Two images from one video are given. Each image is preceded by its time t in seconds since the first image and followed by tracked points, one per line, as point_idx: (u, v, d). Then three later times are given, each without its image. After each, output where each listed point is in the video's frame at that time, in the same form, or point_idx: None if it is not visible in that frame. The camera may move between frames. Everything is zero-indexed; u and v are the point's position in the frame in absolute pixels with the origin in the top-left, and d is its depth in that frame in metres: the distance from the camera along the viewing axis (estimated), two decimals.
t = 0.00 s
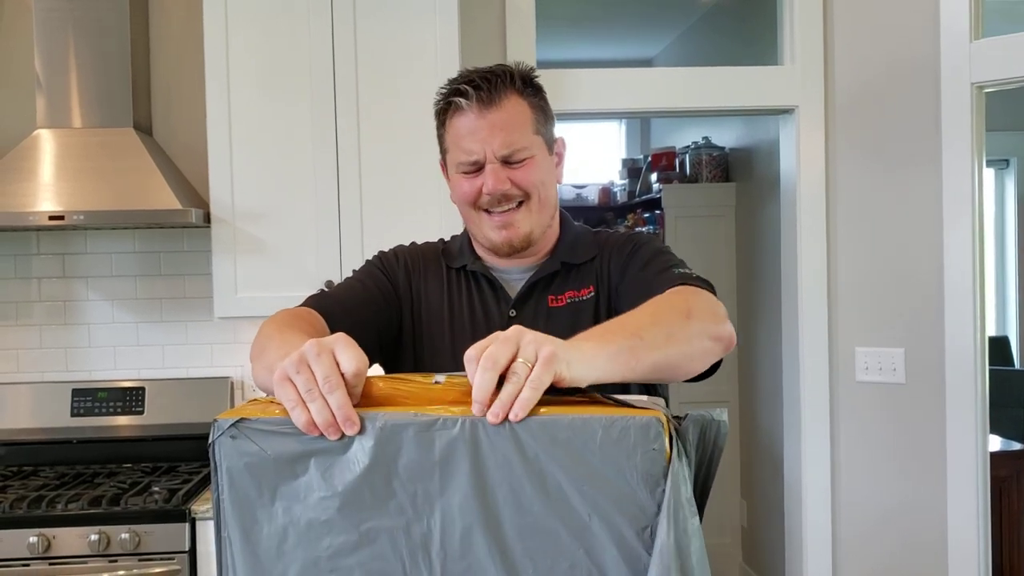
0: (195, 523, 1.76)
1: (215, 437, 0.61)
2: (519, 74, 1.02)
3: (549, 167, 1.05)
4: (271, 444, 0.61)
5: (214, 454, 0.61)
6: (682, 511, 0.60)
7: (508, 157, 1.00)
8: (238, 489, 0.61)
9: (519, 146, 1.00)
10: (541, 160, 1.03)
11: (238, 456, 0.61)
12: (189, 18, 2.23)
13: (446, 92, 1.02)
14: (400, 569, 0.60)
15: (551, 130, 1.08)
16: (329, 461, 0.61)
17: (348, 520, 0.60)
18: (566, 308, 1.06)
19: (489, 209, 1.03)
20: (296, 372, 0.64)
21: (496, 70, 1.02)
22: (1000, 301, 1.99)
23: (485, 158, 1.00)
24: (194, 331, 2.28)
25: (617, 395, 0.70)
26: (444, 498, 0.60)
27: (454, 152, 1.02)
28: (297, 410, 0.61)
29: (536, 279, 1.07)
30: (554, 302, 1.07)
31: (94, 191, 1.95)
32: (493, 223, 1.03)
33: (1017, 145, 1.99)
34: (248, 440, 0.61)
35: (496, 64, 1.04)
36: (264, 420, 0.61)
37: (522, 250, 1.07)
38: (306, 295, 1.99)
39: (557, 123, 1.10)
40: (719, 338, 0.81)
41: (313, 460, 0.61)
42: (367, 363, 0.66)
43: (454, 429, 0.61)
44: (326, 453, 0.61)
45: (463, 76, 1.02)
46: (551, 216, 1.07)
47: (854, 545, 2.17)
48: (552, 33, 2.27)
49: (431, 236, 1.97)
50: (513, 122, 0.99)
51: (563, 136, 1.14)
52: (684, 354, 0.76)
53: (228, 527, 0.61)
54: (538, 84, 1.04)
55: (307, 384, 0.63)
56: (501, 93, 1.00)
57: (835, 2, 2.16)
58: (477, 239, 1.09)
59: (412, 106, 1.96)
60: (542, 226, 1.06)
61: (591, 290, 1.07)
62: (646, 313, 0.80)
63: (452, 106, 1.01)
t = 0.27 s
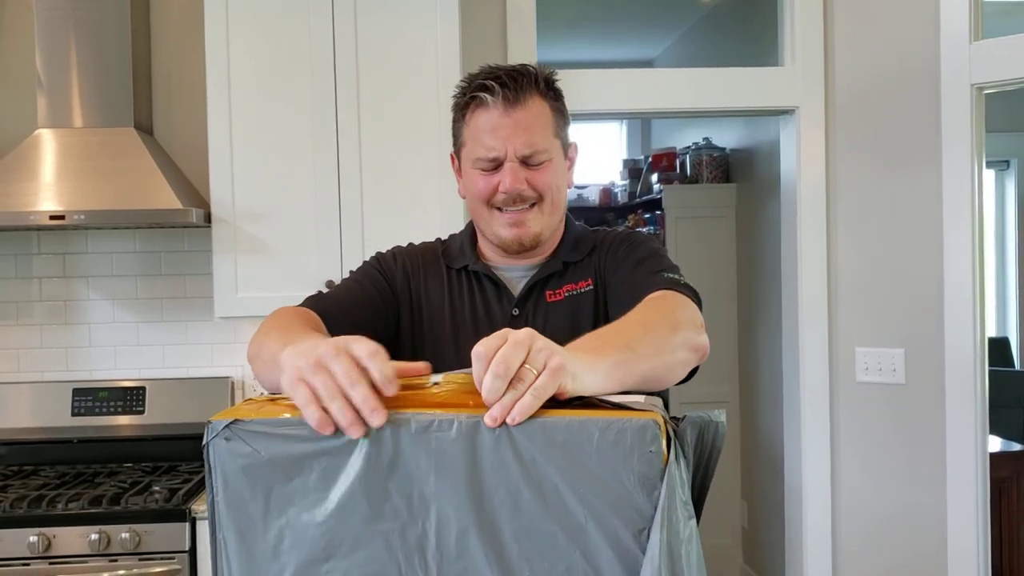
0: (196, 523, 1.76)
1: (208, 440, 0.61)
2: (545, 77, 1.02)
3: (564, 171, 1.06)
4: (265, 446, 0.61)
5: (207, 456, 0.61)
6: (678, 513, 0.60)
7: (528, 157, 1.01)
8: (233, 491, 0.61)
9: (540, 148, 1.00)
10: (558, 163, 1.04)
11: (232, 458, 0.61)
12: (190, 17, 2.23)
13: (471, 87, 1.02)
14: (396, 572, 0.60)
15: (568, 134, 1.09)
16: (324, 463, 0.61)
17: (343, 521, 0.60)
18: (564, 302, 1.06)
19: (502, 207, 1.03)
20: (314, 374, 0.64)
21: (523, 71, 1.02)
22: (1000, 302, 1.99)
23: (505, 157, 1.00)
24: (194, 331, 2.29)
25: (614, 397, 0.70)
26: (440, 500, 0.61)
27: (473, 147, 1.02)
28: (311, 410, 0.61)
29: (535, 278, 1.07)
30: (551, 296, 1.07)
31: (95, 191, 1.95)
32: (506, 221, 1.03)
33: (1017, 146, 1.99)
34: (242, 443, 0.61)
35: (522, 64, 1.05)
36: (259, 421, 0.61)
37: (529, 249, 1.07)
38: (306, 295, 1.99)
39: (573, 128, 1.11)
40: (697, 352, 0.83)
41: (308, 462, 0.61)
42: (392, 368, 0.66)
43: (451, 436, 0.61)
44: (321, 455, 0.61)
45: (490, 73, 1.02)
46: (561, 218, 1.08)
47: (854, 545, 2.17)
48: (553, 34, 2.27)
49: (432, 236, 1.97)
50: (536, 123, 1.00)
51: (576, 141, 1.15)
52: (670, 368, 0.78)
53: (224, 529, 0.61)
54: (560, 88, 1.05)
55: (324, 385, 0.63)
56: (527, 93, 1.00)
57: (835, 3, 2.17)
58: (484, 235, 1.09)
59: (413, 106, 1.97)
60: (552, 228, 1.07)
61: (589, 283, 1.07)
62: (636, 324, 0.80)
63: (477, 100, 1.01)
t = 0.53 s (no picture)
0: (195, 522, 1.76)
1: (202, 441, 0.60)
2: (545, 75, 1.02)
3: (566, 170, 1.06)
4: (259, 447, 0.60)
5: (200, 457, 0.60)
6: (682, 503, 0.61)
7: (528, 156, 1.00)
8: (227, 493, 0.60)
9: (540, 146, 1.00)
10: (559, 162, 1.03)
11: (225, 459, 0.60)
12: (191, 17, 2.23)
13: (471, 86, 1.02)
14: (398, 570, 0.60)
15: (569, 133, 1.08)
16: (320, 463, 0.60)
17: (343, 520, 0.60)
18: (574, 304, 1.06)
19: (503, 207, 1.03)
20: (377, 381, 0.63)
21: (523, 70, 1.02)
22: (1001, 303, 1.99)
23: (505, 156, 1.00)
24: (194, 330, 2.28)
25: (614, 395, 0.70)
26: (442, 496, 0.61)
27: (474, 147, 1.02)
28: (377, 416, 0.61)
29: (543, 277, 1.07)
30: (561, 297, 1.06)
31: (95, 190, 1.95)
32: (507, 221, 1.03)
33: (1018, 148, 1.99)
34: (235, 444, 0.60)
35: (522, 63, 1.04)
36: (253, 421, 0.61)
37: (532, 249, 1.07)
38: (306, 294, 1.99)
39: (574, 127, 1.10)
40: (712, 347, 0.82)
41: (304, 461, 0.60)
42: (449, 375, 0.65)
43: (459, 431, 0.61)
44: (318, 453, 0.60)
45: (490, 72, 1.02)
46: (563, 218, 1.08)
47: (854, 546, 2.17)
48: (553, 34, 2.27)
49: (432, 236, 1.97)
50: (536, 122, 1.00)
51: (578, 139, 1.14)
52: (679, 361, 0.77)
53: (216, 532, 0.60)
54: (560, 86, 1.04)
55: (389, 393, 0.62)
56: (527, 92, 1.00)
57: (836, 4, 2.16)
58: (487, 237, 1.09)
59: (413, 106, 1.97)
60: (554, 228, 1.06)
61: (598, 285, 1.07)
62: (647, 315, 0.80)
63: (477, 101, 1.01)
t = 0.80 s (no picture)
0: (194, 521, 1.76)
1: (196, 439, 0.60)
2: (530, 68, 1.03)
3: (558, 163, 1.06)
4: (254, 444, 0.60)
5: (195, 454, 0.60)
6: (674, 499, 0.61)
7: (519, 148, 1.00)
8: (221, 491, 0.60)
9: (530, 137, 1.00)
10: (550, 154, 1.03)
11: (220, 457, 0.60)
12: (190, 16, 2.23)
13: (458, 83, 1.03)
14: (394, 566, 0.60)
15: (559, 127, 1.08)
16: (315, 459, 0.60)
17: (339, 517, 0.60)
18: (577, 306, 1.06)
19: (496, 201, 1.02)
20: (369, 366, 0.66)
21: (509, 64, 1.03)
22: (1000, 303, 1.99)
23: (495, 148, 1.00)
24: (193, 329, 2.28)
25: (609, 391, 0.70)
26: (437, 492, 0.61)
27: (464, 142, 1.02)
28: (372, 402, 0.62)
29: (544, 276, 1.06)
30: (564, 299, 1.06)
31: (94, 188, 1.95)
32: (500, 214, 1.02)
33: (1018, 147, 1.99)
34: (230, 441, 0.60)
35: (508, 60, 1.05)
36: (248, 418, 0.60)
37: (527, 243, 1.06)
38: (305, 293, 1.99)
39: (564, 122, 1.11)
40: (761, 340, 0.84)
41: (299, 458, 0.60)
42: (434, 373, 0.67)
43: (448, 422, 0.61)
44: (313, 449, 0.60)
45: (476, 68, 1.03)
46: (557, 212, 1.07)
47: (853, 546, 2.16)
48: (553, 34, 2.27)
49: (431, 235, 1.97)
50: (526, 113, 1.00)
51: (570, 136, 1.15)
52: (726, 357, 0.80)
53: (210, 530, 0.60)
54: (547, 80, 1.05)
55: (381, 376, 0.64)
56: (514, 84, 1.00)
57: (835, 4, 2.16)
58: (483, 234, 1.08)
59: (412, 104, 1.96)
60: (548, 221, 1.06)
61: (604, 288, 1.06)
62: (694, 311, 0.83)
63: (464, 95, 1.01)
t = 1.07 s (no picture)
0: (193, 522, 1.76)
1: (194, 442, 0.60)
2: (533, 72, 1.03)
3: (560, 166, 1.06)
4: (252, 447, 0.60)
5: (192, 457, 0.60)
6: (675, 501, 0.61)
7: (521, 152, 1.00)
8: (219, 494, 0.60)
9: (532, 141, 1.00)
10: (552, 158, 1.03)
11: (218, 459, 0.60)
12: (190, 17, 2.23)
13: (460, 86, 1.03)
14: (393, 568, 0.60)
15: (562, 131, 1.08)
16: (314, 461, 0.60)
17: (337, 520, 0.60)
18: (577, 306, 1.06)
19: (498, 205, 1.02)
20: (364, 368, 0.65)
21: (512, 68, 1.03)
22: (1000, 304, 1.99)
23: (497, 152, 1.00)
24: (193, 330, 2.28)
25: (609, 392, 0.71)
26: (437, 494, 0.61)
27: (466, 146, 1.02)
28: (370, 403, 0.62)
29: (542, 276, 1.07)
30: (563, 299, 1.06)
31: (93, 190, 1.95)
32: (502, 218, 1.02)
33: (1018, 148, 1.99)
34: (228, 444, 0.60)
35: (511, 63, 1.05)
36: (246, 420, 0.60)
37: (528, 246, 1.06)
38: (305, 295, 1.99)
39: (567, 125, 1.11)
40: (747, 344, 0.85)
41: (297, 460, 0.60)
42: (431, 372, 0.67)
43: (446, 424, 0.61)
44: (312, 451, 0.60)
45: (479, 72, 1.03)
46: (559, 215, 1.07)
47: (853, 547, 2.16)
48: (552, 35, 2.27)
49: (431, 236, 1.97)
50: (527, 117, 1.00)
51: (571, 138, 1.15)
52: (717, 359, 0.80)
53: (208, 532, 0.60)
54: (550, 83, 1.05)
55: (376, 377, 0.64)
56: (517, 89, 1.00)
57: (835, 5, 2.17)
58: (484, 237, 1.09)
59: (412, 105, 1.96)
60: (550, 224, 1.06)
61: (603, 289, 1.06)
62: (686, 315, 0.83)
63: (466, 98, 1.01)
